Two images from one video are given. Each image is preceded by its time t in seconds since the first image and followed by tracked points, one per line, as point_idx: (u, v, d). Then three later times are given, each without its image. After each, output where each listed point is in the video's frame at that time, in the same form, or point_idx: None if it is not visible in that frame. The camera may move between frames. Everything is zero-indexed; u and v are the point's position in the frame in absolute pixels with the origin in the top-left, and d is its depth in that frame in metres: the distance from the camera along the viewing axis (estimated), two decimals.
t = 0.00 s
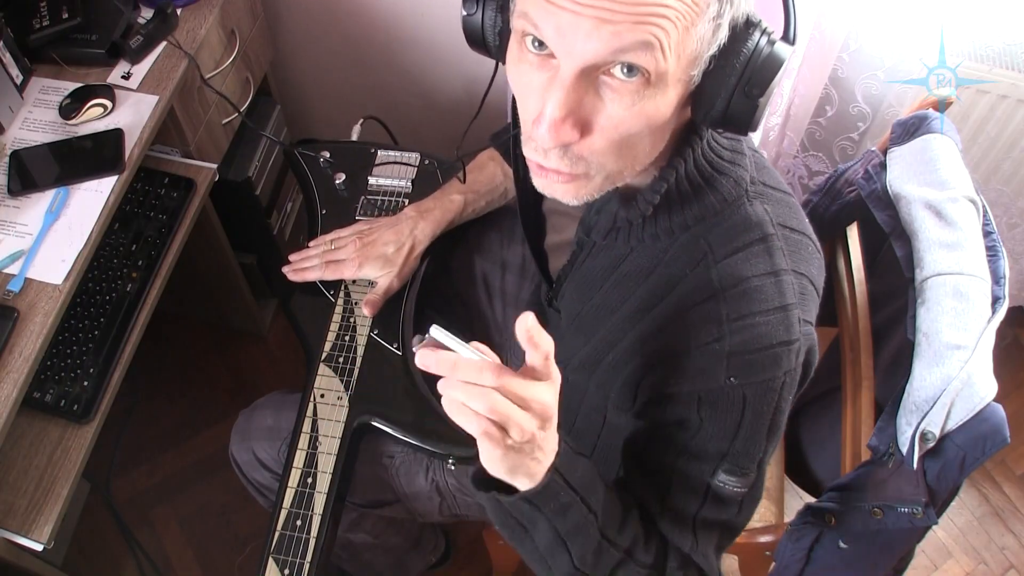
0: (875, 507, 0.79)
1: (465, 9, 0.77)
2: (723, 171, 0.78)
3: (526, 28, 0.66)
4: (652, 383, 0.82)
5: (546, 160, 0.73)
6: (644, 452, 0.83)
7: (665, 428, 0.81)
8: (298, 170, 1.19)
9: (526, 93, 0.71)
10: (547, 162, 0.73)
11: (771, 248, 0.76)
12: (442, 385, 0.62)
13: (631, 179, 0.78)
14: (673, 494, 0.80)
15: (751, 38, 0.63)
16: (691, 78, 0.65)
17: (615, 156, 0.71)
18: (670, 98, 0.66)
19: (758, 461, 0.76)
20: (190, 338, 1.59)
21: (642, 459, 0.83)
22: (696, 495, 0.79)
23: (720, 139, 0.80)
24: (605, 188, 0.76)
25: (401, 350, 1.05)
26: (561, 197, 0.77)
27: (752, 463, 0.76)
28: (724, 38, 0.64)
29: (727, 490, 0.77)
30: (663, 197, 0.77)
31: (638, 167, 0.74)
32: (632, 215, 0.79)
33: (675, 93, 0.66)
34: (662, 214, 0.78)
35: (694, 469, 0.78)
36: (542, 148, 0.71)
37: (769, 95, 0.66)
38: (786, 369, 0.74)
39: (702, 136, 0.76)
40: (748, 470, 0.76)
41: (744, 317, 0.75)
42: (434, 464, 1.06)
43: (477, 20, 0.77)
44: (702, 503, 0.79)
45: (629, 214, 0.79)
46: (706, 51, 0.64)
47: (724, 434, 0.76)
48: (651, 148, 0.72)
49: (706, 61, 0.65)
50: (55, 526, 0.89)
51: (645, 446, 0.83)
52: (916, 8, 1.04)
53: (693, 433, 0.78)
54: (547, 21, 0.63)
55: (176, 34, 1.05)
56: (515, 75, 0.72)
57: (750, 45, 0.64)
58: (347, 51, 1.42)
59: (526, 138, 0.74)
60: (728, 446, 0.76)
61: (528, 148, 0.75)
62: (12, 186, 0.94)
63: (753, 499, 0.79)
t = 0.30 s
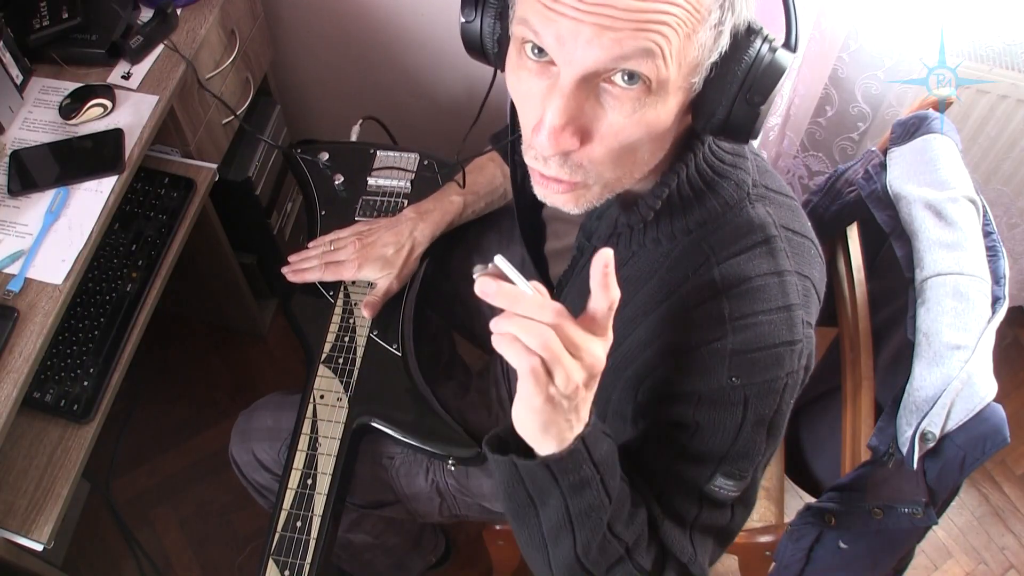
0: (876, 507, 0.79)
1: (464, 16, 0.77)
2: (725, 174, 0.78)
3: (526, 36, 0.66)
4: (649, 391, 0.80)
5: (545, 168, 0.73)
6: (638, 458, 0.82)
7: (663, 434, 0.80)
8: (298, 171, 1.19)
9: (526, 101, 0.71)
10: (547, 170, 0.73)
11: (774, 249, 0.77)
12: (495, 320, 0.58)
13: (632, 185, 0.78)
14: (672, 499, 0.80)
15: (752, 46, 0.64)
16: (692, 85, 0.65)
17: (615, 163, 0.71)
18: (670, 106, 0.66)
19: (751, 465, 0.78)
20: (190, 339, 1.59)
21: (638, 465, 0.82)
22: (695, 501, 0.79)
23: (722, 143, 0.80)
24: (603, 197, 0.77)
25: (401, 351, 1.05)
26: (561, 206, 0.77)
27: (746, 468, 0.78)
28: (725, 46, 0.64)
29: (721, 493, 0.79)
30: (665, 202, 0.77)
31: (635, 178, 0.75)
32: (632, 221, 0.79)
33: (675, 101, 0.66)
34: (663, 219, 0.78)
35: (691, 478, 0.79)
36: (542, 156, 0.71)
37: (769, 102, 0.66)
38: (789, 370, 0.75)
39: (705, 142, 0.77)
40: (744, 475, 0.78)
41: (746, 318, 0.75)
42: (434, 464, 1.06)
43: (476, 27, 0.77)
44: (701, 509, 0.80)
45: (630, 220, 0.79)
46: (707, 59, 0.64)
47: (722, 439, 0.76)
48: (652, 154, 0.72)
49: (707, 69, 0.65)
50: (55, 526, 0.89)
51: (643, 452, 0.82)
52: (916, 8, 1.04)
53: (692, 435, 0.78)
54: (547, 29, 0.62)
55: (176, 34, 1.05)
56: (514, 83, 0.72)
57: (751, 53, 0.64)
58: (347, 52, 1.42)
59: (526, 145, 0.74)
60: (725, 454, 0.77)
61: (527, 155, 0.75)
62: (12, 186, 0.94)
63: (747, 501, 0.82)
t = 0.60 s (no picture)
0: (876, 508, 0.79)
1: (460, 21, 0.77)
2: (723, 175, 0.78)
3: (523, 43, 0.66)
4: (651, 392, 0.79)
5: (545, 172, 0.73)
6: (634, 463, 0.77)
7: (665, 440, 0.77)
8: (298, 171, 1.19)
9: (524, 108, 0.71)
10: (547, 175, 0.73)
11: (772, 251, 0.77)
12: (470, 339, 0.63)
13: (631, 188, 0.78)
14: (674, 503, 0.77)
15: (751, 47, 0.64)
16: (691, 89, 0.65)
17: (615, 168, 0.71)
18: (670, 110, 0.66)
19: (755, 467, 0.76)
20: (190, 339, 1.59)
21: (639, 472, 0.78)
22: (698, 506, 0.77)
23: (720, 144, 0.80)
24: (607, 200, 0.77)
25: (401, 350, 1.05)
26: (562, 210, 0.77)
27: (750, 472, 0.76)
28: (723, 48, 0.64)
29: (725, 497, 0.77)
30: (662, 204, 0.77)
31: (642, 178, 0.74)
32: (630, 223, 0.79)
33: (674, 105, 0.66)
34: (662, 222, 0.78)
35: (691, 481, 0.76)
36: (542, 163, 0.71)
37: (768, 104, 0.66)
38: (789, 369, 0.75)
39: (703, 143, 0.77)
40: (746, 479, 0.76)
41: (744, 320, 0.75)
42: (434, 464, 1.07)
43: (474, 31, 0.77)
44: (705, 515, 0.77)
45: (627, 223, 0.79)
46: (706, 62, 0.64)
47: (723, 442, 0.75)
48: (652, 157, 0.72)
49: (705, 72, 0.65)
50: (55, 526, 0.89)
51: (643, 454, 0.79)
52: (916, 8, 1.04)
53: (691, 440, 0.76)
54: (545, 37, 0.62)
55: (176, 34, 1.05)
56: (512, 89, 0.72)
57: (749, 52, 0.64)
58: (347, 52, 1.42)
59: (525, 151, 0.74)
60: (728, 455, 0.75)
61: (528, 161, 0.75)
62: (12, 186, 0.94)
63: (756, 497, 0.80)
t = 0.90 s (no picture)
0: (875, 508, 0.79)
1: (456, 16, 0.77)
2: (715, 175, 0.77)
3: (522, 41, 0.66)
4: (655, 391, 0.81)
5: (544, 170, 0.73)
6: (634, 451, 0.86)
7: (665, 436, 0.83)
8: (298, 171, 1.19)
9: (522, 106, 0.71)
10: (545, 173, 0.73)
11: (765, 254, 0.76)
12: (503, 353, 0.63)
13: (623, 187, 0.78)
14: (687, 492, 0.82)
15: (747, 43, 0.64)
16: (689, 85, 0.65)
17: (612, 164, 0.71)
18: (668, 107, 0.66)
19: (757, 463, 0.77)
20: (190, 339, 1.59)
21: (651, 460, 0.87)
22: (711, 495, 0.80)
23: (711, 142, 0.79)
24: (604, 194, 0.76)
25: (401, 350, 1.05)
26: (561, 206, 0.77)
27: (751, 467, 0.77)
28: (720, 45, 0.64)
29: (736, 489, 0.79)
30: (655, 204, 0.77)
31: (636, 174, 0.74)
32: (624, 221, 0.79)
33: (673, 102, 0.66)
34: (655, 221, 0.78)
35: (695, 473, 0.80)
36: (542, 160, 0.71)
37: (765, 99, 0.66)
38: (784, 372, 0.74)
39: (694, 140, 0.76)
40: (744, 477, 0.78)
41: (738, 324, 0.75)
42: (434, 464, 1.06)
43: (470, 28, 0.77)
44: (719, 505, 0.80)
45: (620, 221, 0.79)
46: (704, 58, 0.64)
47: (721, 443, 0.76)
48: (650, 151, 0.72)
49: (703, 69, 0.65)
50: (56, 526, 0.89)
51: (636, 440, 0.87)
52: (916, 8, 1.04)
53: (694, 440, 0.79)
54: (543, 35, 0.62)
55: (176, 34, 1.05)
56: (509, 86, 0.72)
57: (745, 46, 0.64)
58: (346, 52, 1.42)
59: (524, 149, 0.74)
60: (730, 454, 0.77)
61: (526, 158, 0.75)
62: (12, 186, 0.94)
63: (766, 490, 0.80)
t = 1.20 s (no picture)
0: (875, 508, 0.79)
1: (455, 20, 0.77)
2: (715, 178, 0.77)
3: (521, 44, 0.66)
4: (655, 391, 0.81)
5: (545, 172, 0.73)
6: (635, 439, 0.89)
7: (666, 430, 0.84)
8: (298, 171, 1.19)
9: (522, 108, 0.71)
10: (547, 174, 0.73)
11: (761, 262, 0.76)
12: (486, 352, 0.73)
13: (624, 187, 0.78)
14: (688, 481, 0.83)
15: (747, 41, 0.64)
16: (689, 85, 0.65)
17: (615, 166, 0.71)
18: (670, 107, 0.66)
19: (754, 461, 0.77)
20: (190, 339, 1.59)
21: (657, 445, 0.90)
22: (709, 486, 0.81)
23: (711, 144, 0.79)
24: (609, 194, 0.76)
25: (401, 350, 1.05)
26: (563, 207, 0.77)
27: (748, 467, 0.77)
28: (720, 43, 0.64)
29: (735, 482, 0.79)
30: (654, 206, 0.77)
31: (639, 174, 0.74)
32: (622, 223, 0.78)
33: (674, 102, 0.66)
34: (653, 222, 0.78)
35: (690, 465, 0.82)
36: (544, 163, 0.71)
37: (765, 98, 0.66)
38: (778, 381, 0.74)
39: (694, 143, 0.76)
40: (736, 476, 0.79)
41: (732, 334, 0.74)
42: (434, 464, 1.06)
43: (469, 31, 0.77)
44: (718, 494, 0.81)
45: (619, 222, 0.79)
46: (704, 57, 0.64)
47: (717, 441, 0.77)
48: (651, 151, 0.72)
49: (703, 68, 0.65)
50: (55, 526, 0.89)
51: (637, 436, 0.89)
52: (916, 8, 1.04)
53: (692, 439, 0.79)
54: (543, 37, 0.62)
55: (176, 34, 1.05)
56: (509, 88, 0.72)
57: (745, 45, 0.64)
58: (346, 52, 1.42)
59: (526, 151, 0.74)
60: (729, 452, 0.77)
61: (528, 160, 0.75)
62: (12, 186, 0.94)
63: (768, 486, 0.80)
